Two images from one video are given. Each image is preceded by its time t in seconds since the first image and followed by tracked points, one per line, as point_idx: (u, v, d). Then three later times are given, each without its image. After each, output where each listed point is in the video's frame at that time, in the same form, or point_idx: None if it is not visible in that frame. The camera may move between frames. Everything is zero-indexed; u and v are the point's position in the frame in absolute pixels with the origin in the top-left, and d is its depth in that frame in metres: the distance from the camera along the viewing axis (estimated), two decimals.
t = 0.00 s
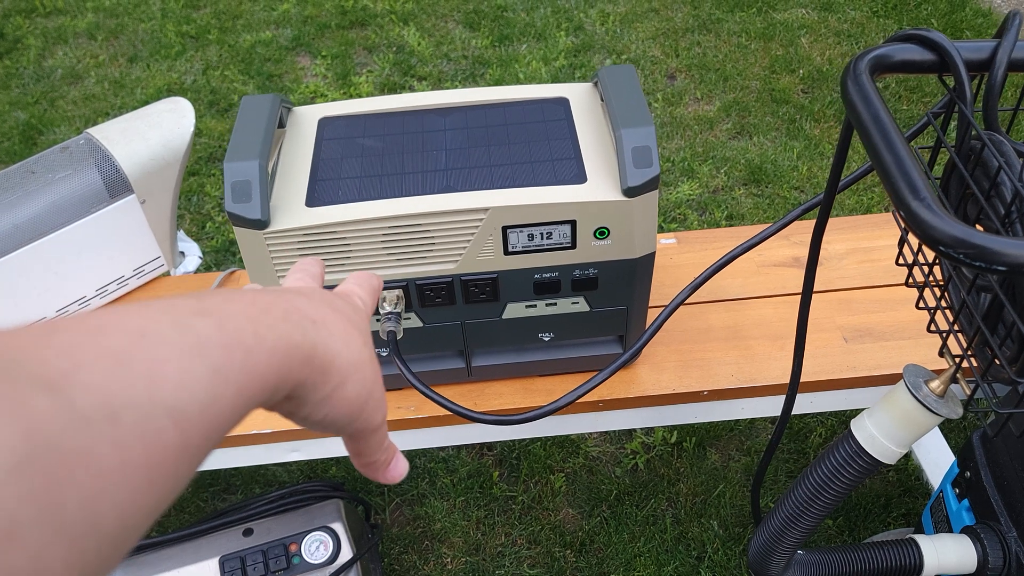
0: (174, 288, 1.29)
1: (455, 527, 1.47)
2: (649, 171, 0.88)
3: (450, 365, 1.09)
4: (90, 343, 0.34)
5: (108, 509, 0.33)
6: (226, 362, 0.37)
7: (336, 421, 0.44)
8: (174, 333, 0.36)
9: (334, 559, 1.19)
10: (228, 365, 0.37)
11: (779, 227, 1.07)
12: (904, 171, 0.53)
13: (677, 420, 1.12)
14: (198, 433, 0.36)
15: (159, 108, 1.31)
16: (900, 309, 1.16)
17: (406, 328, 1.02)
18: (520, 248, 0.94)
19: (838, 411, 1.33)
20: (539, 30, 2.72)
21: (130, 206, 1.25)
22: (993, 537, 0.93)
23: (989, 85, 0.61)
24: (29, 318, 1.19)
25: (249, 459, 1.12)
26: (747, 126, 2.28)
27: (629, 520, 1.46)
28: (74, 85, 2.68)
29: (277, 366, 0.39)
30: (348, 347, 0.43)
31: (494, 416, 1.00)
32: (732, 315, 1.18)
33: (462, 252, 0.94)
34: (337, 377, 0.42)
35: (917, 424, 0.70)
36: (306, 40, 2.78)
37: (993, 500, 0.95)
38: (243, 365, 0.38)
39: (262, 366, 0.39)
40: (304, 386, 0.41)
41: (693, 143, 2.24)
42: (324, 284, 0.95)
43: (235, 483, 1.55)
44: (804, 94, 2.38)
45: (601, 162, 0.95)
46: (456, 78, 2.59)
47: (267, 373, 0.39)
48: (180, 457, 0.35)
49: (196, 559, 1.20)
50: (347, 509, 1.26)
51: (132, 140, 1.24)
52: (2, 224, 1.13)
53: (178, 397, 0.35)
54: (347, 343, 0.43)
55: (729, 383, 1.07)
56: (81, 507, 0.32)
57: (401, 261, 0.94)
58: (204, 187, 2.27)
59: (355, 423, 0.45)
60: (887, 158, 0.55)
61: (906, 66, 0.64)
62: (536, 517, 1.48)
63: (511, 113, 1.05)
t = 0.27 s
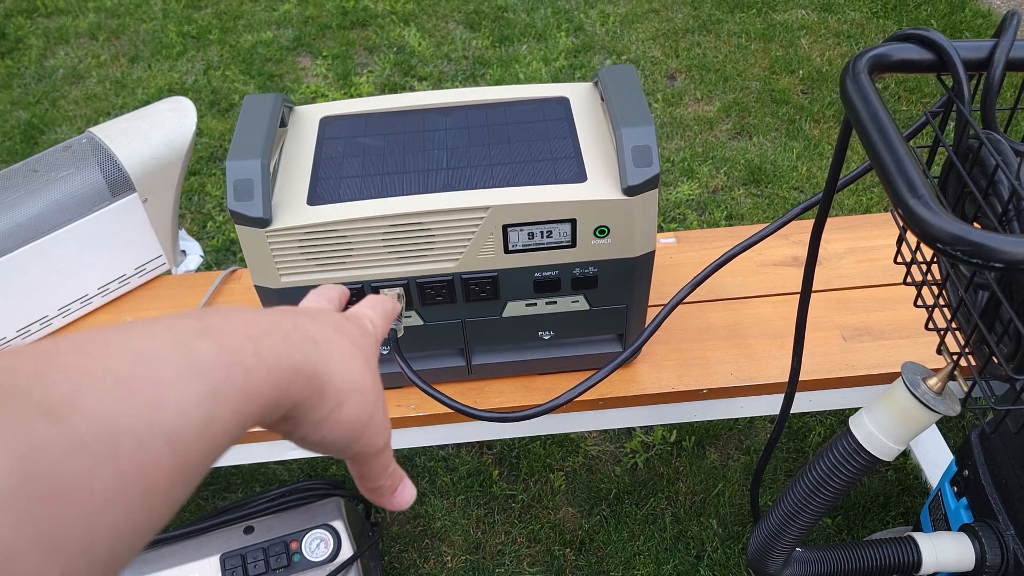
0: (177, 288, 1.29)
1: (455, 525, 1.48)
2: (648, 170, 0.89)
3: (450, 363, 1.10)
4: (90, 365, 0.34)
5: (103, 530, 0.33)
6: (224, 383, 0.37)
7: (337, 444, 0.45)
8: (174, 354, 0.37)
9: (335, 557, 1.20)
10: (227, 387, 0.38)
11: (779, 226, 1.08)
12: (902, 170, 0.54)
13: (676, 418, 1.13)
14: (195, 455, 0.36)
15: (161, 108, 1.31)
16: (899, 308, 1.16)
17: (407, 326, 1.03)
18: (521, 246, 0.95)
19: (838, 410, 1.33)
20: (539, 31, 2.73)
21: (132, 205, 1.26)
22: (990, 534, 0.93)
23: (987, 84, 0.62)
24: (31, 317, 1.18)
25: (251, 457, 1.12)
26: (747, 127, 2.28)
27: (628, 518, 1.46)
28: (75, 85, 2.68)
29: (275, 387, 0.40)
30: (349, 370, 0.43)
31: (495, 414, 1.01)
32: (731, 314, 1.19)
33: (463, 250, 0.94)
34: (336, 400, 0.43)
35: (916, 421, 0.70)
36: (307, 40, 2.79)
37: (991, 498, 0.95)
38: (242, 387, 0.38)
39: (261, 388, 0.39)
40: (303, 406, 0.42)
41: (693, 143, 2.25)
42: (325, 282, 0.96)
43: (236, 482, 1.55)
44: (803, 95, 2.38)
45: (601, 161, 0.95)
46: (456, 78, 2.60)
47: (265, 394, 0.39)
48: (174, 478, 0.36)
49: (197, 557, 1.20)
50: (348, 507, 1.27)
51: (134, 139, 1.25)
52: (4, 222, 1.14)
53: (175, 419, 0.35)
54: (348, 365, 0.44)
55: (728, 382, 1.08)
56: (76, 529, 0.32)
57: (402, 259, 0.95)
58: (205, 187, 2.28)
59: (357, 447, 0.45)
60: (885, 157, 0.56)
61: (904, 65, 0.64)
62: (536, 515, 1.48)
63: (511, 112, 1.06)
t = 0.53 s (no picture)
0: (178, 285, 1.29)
1: (455, 523, 1.48)
2: (650, 167, 0.89)
3: (451, 359, 1.10)
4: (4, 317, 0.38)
5: (15, 474, 0.36)
6: (139, 332, 0.40)
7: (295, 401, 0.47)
8: (61, 325, 0.38)
9: (336, 553, 1.20)
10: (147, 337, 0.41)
11: (780, 224, 1.08)
12: (902, 165, 0.54)
13: (676, 415, 1.13)
14: (105, 400, 0.39)
15: (163, 105, 1.32)
16: (899, 307, 1.16)
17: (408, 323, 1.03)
18: (522, 243, 0.95)
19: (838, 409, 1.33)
20: (541, 30, 2.73)
21: (134, 201, 1.26)
22: (990, 532, 0.93)
23: (987, 81, 0.62)
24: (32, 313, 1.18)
25: (252, 453, 1.12)
26: (748, 126, 2.29)
27: (628, 516, 1.46)
28: (77, 83, 2.69)
29: (194, 341, 0.43)
30: (271, 315, 0.46)
31: (496, 410, 1.01)
32: (732, 312, 1.19)
33: (465, 247, 0.95)
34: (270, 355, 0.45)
35: (915, 417, 0.70)
36: (309, 39, 2.79)
37: (991, 495, 0.96)
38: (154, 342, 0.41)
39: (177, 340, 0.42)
40: (239, 361, 0.45)
41: (694, 143, 2.25)
42: (326, 278, 0.96)
43: (237, 478, 1.55)
44: (804, 95, 2.38)
45: (602, 158, 0.95)
46: (458, 78, 2.60)
47: (183, 351, 0.42)
48: (98, 426, 0.39)
49: (198, 553, 1.20)
50: (349, 504, 1.27)
51: (137, 136, 1.25)
52: (7, 219, 1.14)
53: (97, 371, 0.39)
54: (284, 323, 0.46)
55: (728, 379, 1.08)
56: (10, 495, 0.36)
57: (403, 255, 0.95)
58: (207, 185, 2.28)
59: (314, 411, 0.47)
60: (885, 153, 0.56)
61: (904, 63, 0.65)
62: (536, 513, 1.49)
63: (513, 109, 1.06)
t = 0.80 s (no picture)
0: (173, 288, 1.29)
1: (450, 525, 1.48)
2: (643, 171, 0.90)
3: (445, 362, 1.10)
4: None
5: None
6: None
7: None
8: None
9: (330, 555, 1.20)
10: None
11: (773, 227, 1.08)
12: (890, 170, 0.54)
13: (671, 418, 1.13)
14: None
15: (159, 108, 1.32)
16: (893, 309, 1.16)
17: (402, 325, 1.03)
18: (516, 246, 0.95)
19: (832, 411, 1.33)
20: (538, 32, 2.74)
21: (130, 204, 1.26)
22: (982, 535, 0.94)
23: (976, 87, 0.62)
24: (27, 315, 1.18)
25: (246, 456, 1.12)
26: (745, 129, 2.29)
27: (624, 519, 1.46)
28: (74, 85, 2.69)
29: None
30: None
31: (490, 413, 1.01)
32: (726, 315, 1.19)
33: (458, 250, 0.95)
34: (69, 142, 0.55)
35: (905, 421, 0.71)
36: (306, 41, 2.80)
37: (983, 498, 0.96)
38: None
39: None
40: None
41: (690, 145, 2.25)
42: (321, 281, 0.96)
43: (232, 480, 1.55)
44: (801, 97, 2.39)
45: (596, 161, 0.96)
46: (455, 80, 2.61)
47: None
48: None
49: (193, 555, 1.20)
50: (344, 506, 1.27)
51: (133, 138, 1.26)
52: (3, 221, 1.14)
53: None
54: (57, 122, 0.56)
55: (721, 382, 1.08)
56: None
57: (397, 258, 0.95)
58: (203, 187, 2.28)
59: None
60: (874, 157, 0.56)
61: (894, 68, 0.65)
62: (532, 515, 1.49)
63: (507, 113, 1.06)
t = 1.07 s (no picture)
0: (167, 292, 1.29)
1: (446, 529, 1.48)
2: (637, 175, 0.90)
3: (440, 366, 1.10)
4: None
5: None
6: None
7: None
8: None
9: (325, 560, 1.20)
10: None
11: (769, 230, 1.08)
12: (882, 176, 0.54)
13: (666, 422, 1.13)
14: None
15: (153, 111, 1.32)
16: (888, 313, 1.16)
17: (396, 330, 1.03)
18: (510, 250, 0.95)
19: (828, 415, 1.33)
20: (535, 34, 2.74)
21: (124, 208, 1.26)
22: (977, 539, 0.94)
23: (967, 92, 0.62)
24: (21, 319, 1.18)
25: (240, 461, 1.12)
26: (741, 131, 2.29)
27: (619, 522, 1.46)
28: (70, 88, 2.68)
29: None
30: None
31: (484, 417, 1.01)
32: (721, 319, 1.19)
33: (452, 254, 0.95)
34: None
35: (899, 426, 0.71)
36: (303, 43, 2.79)
37: (978, 503, 0.96)
38: None
39: None
40: None
41: (687, 148, 2.25)
42: (314, 286, 0.96)
43: (228, 484, 1.55)
44: (797, 100, 2.39)
45: (590, 165, 0.96)
46: (452, 82, 2.60)
47: None
48: None
49: (187, 560, 1.20)
50: (339, 510, 1.27)
51: (127, 142, 1.26)
52: None
53: None
54: None
55: (716, 386, 1.08)
56: None
57: (391, 263, 0.95)
58: (199, 190, 2.28)
59: None
60: (865, 163, 0.56)
61: (886, 73, 0.65)
62: (528, 519, 1.48)
63: (502, 116, 1.06)
